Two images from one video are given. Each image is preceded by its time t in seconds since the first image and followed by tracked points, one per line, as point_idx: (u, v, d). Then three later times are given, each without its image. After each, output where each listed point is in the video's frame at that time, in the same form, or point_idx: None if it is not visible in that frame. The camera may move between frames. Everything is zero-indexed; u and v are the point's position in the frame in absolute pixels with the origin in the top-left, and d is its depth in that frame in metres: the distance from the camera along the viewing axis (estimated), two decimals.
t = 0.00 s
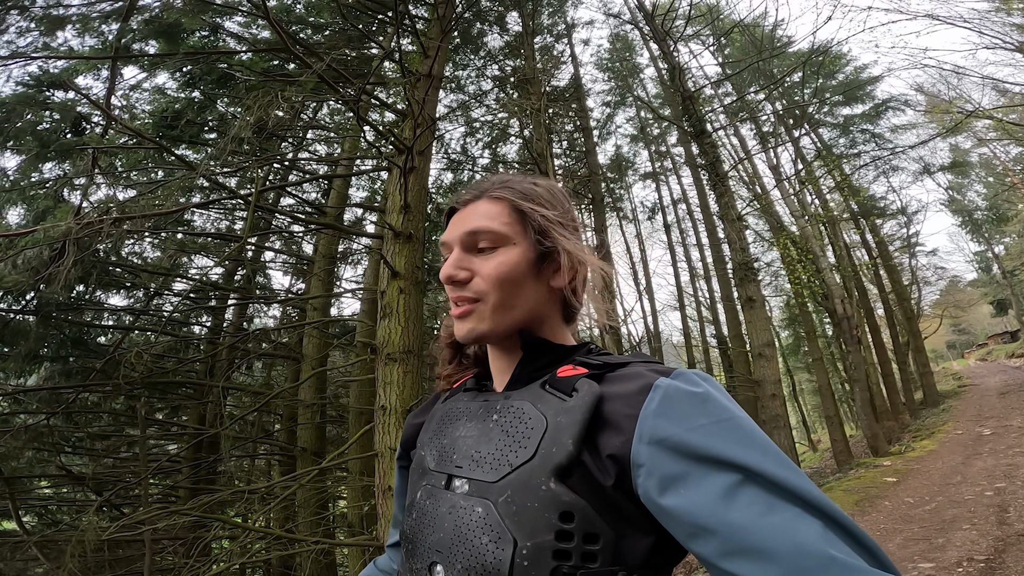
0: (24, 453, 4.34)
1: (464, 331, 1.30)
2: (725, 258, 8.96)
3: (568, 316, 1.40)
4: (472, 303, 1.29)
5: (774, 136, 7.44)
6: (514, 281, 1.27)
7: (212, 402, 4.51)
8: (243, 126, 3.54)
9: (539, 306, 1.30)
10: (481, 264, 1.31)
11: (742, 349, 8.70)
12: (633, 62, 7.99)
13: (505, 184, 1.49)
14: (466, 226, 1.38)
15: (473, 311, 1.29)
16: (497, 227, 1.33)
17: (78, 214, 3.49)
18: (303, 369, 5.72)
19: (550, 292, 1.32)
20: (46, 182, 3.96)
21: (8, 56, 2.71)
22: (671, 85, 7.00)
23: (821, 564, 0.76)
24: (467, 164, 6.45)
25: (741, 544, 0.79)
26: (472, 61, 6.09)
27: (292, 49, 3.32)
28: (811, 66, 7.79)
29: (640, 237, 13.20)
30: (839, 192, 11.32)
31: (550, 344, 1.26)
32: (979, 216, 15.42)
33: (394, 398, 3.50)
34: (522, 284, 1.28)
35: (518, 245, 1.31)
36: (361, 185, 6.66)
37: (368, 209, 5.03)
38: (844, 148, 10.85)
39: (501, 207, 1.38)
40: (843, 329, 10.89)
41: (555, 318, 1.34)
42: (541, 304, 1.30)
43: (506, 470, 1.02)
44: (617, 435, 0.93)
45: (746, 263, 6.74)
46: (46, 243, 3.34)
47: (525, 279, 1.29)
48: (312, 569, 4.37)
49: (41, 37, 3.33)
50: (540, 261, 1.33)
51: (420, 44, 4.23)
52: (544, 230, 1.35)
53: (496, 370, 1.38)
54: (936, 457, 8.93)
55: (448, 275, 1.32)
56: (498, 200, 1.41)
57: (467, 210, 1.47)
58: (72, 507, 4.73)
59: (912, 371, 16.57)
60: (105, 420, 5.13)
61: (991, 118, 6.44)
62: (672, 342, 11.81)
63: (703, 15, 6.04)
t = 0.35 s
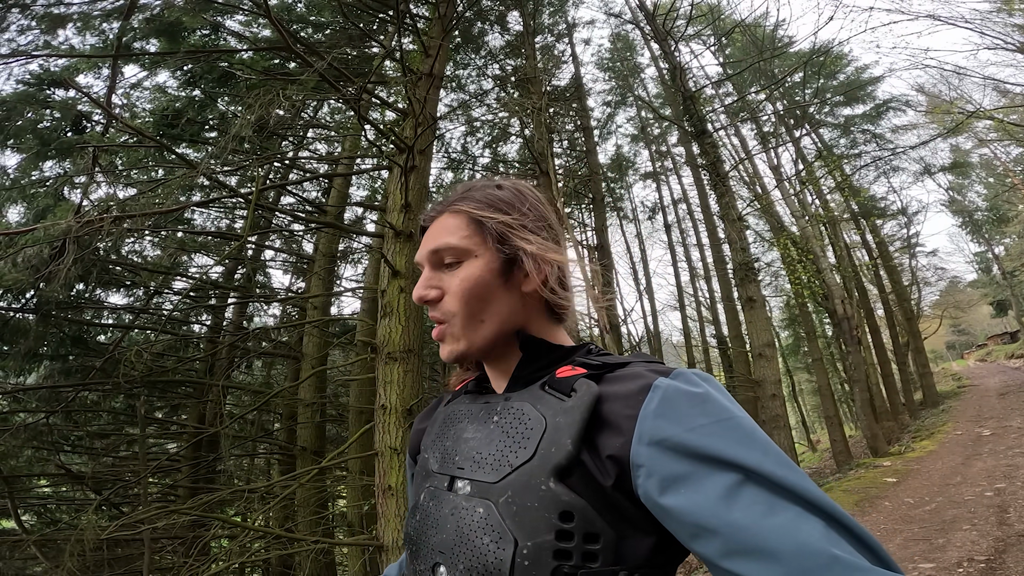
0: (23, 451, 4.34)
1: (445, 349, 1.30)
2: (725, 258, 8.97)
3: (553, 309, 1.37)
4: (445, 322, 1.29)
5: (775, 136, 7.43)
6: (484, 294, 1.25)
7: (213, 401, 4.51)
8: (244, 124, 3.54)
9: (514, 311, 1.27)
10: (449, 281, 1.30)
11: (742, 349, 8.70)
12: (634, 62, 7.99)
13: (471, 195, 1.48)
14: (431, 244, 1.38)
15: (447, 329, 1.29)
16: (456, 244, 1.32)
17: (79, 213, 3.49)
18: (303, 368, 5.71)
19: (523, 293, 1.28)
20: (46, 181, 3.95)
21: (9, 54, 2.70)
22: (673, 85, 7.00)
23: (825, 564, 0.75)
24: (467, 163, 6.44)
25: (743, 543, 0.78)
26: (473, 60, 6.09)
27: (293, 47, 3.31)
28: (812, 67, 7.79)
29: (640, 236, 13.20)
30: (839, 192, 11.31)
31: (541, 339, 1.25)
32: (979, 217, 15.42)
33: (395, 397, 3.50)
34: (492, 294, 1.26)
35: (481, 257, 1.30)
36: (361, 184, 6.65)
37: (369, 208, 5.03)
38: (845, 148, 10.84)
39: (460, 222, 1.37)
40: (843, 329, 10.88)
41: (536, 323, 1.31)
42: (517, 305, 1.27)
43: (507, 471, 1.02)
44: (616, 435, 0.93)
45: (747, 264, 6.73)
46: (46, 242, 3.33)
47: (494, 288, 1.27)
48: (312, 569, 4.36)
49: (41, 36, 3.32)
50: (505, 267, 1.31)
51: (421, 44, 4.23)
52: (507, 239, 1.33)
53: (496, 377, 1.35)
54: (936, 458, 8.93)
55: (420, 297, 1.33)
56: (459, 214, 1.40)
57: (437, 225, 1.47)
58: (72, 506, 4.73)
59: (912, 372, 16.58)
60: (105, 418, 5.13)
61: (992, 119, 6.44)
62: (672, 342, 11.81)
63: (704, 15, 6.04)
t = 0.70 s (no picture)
0: (45, 447, 4.45)
1: (518, 314, 1.26)
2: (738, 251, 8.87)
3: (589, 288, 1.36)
4: (536, 290, 1.26)
5: (788, 127, 7.31)
6: (525, 258, 1.25)
7: (228, 396, 4.58)
8: (253, 120, 3.57)
9: (555, 279, 1.26)
10: (554, 252, 1.28)
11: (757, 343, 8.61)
12: (643, 54, 7.91)
13: (572, 175, 1.47)
14: (541, 206, 1.33)
15: (535, 298, 1.26)
16: (576, 221, 1.31)
17: (94, 212, 3.54)
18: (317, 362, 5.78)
19: (566, 260, 1.27)
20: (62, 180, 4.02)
21: (21, 55, 2.75)
22: (684, 76, 6.92)
23: None
24: (477, 157, 6.44)
25: (748, 558, 0.78)
26: (481, 54, 6.07)
27: (301, 43, 3.32)
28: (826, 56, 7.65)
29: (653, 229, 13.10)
30: (855, 183, 11.13)
31: (563, 345, 1.28)
32: (1000, 207, 15.11)
33: (406, 391, 3.54)
34: (534, 260, 1.26)
35: (588, 246, 1.33)
36: (372, 179, 6.68)
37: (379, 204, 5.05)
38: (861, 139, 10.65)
39: (577, 200, 1.37)
40: (860, 322, 10.71)
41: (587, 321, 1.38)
42: (557, 273, 1.26)
43: (502, 467, 1.02)
44: (621, 435, 0.94)
45: (761, 256, 6.65)
46: (63, 240, 3.39)
47: (536, 252, 1.27)
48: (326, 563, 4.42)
49: (50, 36, 3.37)
50: (548, 234, 1.31)
51: (428, 38, 4.22)
52: (605, 241, 1.40)
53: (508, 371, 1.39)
54: (956, 453, 8.79)
55: (519, 252, 1.25)
56: (575, 191, 1.39)
57: (530, 188, 1.41)
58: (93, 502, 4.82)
59: (931, 365, 16.31)
60: (124, 414, 5.24)
61: (1013, 108, 6.28)
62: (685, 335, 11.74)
63: (714, 5, 5.95)
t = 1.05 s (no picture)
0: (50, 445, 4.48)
1: (496, 304, 1.29)
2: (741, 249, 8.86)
3: (576, 272, 1.35)
4: (510, 278, 1.28)
5: (791, 126, 7.29)
6: (496, 249, 1.29)
7: (232, 394, 4.60)
8: (257, 120, 3.60)
9: (529, 266, 1.27)
10: (526, 239, 1.29)
11: (759, 341, 8.61)
12: (646, 52, 7.89)
13: (551, 162, 1.48)
14: (511, 196, 1.36)
15: (509, 286, 1.28)
16: (547, 206, 1.32)
17: (99, 210, 3.57)
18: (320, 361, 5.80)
19: (538, 247, 1.28)
20: (67, 179, 4.05)
21: (26, 56, 2.76)
22: (686, 75, 6.91)
23: None
24: (480, 156, 6.45)
25: (748, 554, 0.79)
26: (483, 53, 6.08)
27: (303, 43, 3.33)
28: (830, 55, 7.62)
29: (655, 228, 13.08)
30: (858, 182, 11.10)
31: (554, 333, 1.28)
32: (1005, 206, 15.03)
33: (409, 389, 3.55)
34: (505, 249, 1.29)
35: (563, 229, 1.32)
36: (375, 177, 6.69)
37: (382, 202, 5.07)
38: (864, 137, 10.61)
39: (550, 184, 1.38)
40: (863, 321, 10.69)
41: (582, 307, 1.37)
42: (530, 260, 1.27)
43: (503, 458, 1.04)
44: (622, 430, 0.94)
45: (763, 255, 6.65)
46: (68, 239, 3.42)
47: (507, 241, 1.29)
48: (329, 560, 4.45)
49: (54, 36, 3.39)
50: (521, 223, 1.33)
51: (430, 37, 4.23)
52: (588, 222, 1.38)
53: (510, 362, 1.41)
54: (958, 452, 8.77)
55: (488, 244, 1.29)
56: (548, 177, 1.40)
57: (506, 180, 1.45)
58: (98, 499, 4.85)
59: (935, 364, 16.25)
60: (129, 412, 5.27)
61: (1016, 107, 6.25)
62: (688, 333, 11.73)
63: (716, 4, 5.94)
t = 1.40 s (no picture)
0: (62, 442, 4.55)
1: (502, 293, 1.32)
2: (749, 245, 8.82)
3: (579, 258, 1.36)
4: (514, 265, 1.30)
5: (800, 121, 7.23)
6: (500, 238, 1.31)
7: (242, 390, 4.65)
8: (265, 118, 3.64)
9: (533, 253, 1.29)
10: (529, 227, 1.32)
11: (767, 338, 8.57)
12: (652, 48, 7.87)
13: (552, 154, 1.50)
14: (513, 187, 1.38)
15: (514, 274, 1.30)
16: (549, 195, 1.34)
17: (110, 209, 3.61)
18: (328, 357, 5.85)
19: (541, 233, 1.30)
20: (77, 178, 4.09)
21: (37, 55, 2.78)
22: (693, 71, 6.89)
23: (847, 565, 0.76)
24: (486, 152, 6.45)
25: (761, 539, 0.80)
26: (489, 50, 6.08)
27: (310, 41, 3.35)
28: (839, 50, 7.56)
29: (662, 224, 13.03)
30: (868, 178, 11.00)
31: (563, 316, 1.29)
32: (1017, 202, 14.85)
33: (417, 385, 3.57)
34: (509, 238, 1.31)
35: (565, 216, 1.34)
36: (381, 175, 6.71)
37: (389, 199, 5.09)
38: (874, 133, 10.51)
39: (552, 174, 1.40)
40: (873, 317, 10.62)
41: (588, 293, 1.38)
42: (533, 247, 1.29)
43: (516, 449, 1.05)
44: (631, 416, 0.96)
45: (771, 251, 6.62)
46: (81, 237, 3.48)
47: (511, 230, 1.32)
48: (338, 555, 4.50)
49: (63, 35, 3.43)
50: (525, 212, 1.35)
51: (436, 34, 4.23)
52: (590, 208, 1.39)
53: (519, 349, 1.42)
54: (968, 449, 8.71)
55: (492, 233, 1.32)
56: (549, 168, 1.42)
57: (509, 173, 1.47)
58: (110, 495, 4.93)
59: (945, 361, 16.11)
60: (140, 409, 5.34)
61: None
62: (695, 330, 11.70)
63: None
